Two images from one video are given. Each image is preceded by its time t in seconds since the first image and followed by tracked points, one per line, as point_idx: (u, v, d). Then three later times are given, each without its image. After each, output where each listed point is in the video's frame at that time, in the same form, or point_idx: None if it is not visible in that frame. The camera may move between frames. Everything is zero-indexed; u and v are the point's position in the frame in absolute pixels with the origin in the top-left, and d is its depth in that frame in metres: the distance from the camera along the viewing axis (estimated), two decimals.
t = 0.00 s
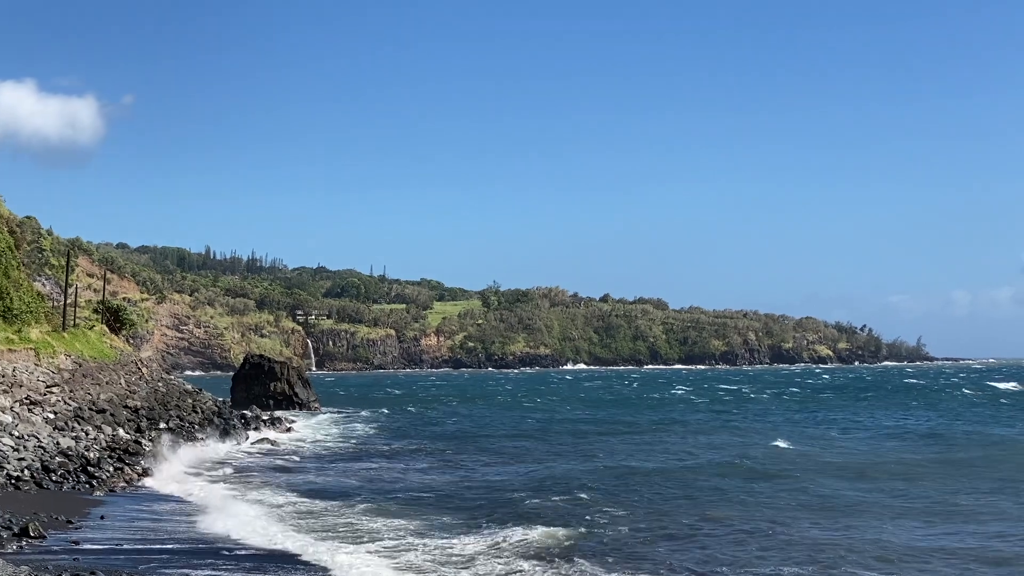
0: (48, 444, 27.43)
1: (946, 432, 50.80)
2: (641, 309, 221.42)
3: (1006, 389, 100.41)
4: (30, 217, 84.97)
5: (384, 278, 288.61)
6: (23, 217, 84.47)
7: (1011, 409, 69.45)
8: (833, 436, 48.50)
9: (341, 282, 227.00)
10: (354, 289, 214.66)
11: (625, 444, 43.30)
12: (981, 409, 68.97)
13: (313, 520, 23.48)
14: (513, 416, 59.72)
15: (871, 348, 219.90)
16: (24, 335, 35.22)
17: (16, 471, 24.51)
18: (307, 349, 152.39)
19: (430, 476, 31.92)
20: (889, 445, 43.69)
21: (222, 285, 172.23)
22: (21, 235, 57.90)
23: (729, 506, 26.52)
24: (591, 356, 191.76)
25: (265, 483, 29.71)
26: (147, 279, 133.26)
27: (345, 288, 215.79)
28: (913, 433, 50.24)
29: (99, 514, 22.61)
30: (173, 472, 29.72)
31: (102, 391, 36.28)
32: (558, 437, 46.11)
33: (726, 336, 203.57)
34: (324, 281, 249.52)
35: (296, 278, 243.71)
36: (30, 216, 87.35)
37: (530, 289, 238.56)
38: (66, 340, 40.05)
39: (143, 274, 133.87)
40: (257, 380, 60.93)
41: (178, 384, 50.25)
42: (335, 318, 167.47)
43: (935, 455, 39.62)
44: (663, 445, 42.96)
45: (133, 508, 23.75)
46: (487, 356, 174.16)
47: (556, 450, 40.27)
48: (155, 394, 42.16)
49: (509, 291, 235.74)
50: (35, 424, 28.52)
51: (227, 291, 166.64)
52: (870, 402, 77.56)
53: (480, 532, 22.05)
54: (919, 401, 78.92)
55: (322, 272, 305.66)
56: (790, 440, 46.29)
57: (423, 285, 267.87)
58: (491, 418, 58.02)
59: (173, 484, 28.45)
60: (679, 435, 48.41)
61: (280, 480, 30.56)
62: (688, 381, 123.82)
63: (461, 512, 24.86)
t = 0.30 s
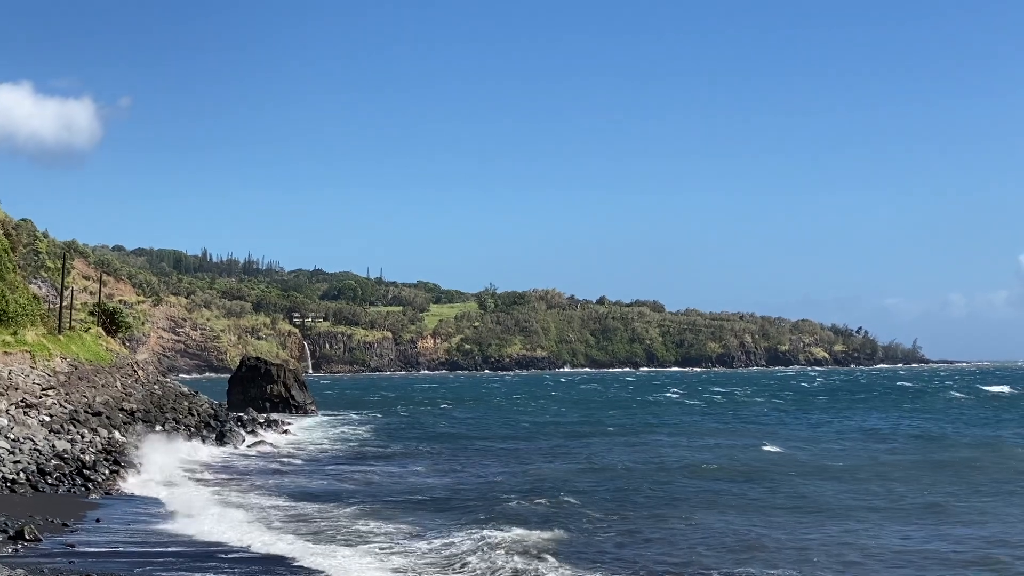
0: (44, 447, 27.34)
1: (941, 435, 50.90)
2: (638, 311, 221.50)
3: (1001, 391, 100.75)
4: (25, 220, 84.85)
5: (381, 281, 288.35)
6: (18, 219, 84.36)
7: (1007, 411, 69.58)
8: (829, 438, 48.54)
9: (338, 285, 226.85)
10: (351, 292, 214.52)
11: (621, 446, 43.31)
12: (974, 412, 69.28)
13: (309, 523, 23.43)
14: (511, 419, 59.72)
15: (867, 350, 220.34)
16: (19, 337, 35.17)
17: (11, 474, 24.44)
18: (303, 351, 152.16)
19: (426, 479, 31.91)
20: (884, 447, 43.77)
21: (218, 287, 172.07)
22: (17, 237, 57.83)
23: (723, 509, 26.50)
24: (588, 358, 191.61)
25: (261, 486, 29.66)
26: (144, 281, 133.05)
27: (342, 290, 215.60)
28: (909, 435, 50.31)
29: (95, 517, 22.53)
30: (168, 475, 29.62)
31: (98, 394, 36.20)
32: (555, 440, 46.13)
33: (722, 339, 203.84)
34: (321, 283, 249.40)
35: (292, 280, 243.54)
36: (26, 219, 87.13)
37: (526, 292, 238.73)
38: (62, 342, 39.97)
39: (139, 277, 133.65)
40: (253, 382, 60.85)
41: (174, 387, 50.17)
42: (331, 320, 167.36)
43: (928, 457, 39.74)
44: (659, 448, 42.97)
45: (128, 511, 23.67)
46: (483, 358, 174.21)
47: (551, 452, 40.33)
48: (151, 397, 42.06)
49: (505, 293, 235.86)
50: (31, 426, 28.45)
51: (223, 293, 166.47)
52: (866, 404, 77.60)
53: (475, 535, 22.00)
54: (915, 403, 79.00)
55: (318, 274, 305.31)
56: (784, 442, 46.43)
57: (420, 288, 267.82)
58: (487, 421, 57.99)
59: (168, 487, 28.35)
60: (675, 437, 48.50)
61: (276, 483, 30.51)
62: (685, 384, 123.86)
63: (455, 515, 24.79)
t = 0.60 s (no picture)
0: (42, 450, 27.35)
1: (939, 438, 50.93)
2: (635, 314, 221.62)
3: (999, 394, 100.96)
4: (23, 224, 84.89)
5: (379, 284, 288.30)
6: (17, 223, 84.39)
7: (1004, 415, 69.62)
8: (826, 441, 48.61)
9: (336, 288, 226.82)
10: (348, 295, 214.53)
11: (619, 449, 43.37)
12: (971, 416, 69.47)
13: (305, 526, 23.46)
14: (508, 422, 59.80)
15: (865, 353, 220.65)
16: (17, 341, 35.22)
17: (9, 478, 24.44)
18: (301, 354, 152.06)
19: (424, 482, 31.96)
20: (882, 450, 43.79)
21: (216, 290, 171.98)
22: (15, 242, 57.89)
23: (719, 512, 26.54)
24: (586, 361, 191.62)
25: (258, 490, 29.68)
26: (141, 284, 133.05)
27: (340, 293, 215.58)
28: (906, 439, 50.41)
29: (94, 520, 22.56)
30: (166, 479, 29.60)
31: (95, 397, 36.23)
32: (552, 443, 46.14)
33: (720, 341, 204.08)
34: (319, 286, 249.35)
35: (291, 283, 243.28)
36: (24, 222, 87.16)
37: (524, 295, 238.86)
38: (60, 346, 40.00)
39: (137, 280, 133.69)
40: (251, 386, 60.90)
41: (173, 390, 50.15)
42: (329, 324, 167.38)
43: (925, 460, 39.81)
44: (657, 451, 43.02)
45: (127, 515, 23.69)
46: (481, 361, 174.32)
47: (548, 456, 40.39)
48: (149, 400, 42.08)
49: (503, 296, 235.87)
50: (29, 430, 28.49)
51: (221, 297, 166.46)
52: (864, 408, 77.63)
53: (472, 538, 22.00)
54: (912, 406, 79.03)
55: (316, 277, 305.11)
56: (781, 445, 46.55)
57: (418, 291, 267.84)
58: (484, 424, 58.00)
59: (166, 490, 28.34)
60: (672, 441, 48.58)
61: (273, 486, 30.52)
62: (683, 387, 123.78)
63: (452, 518, 24.79)
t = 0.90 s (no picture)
0: (42, 455, 27.33)
1: (939, 442, 50.97)
2: (636, 318, 221.56)
3: (998, 398, 101.13)
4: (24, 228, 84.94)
5: (379, 288, 288.30)
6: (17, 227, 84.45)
7: (1004, 418, 69.62)
8: (827, 445, 48.63)
9: (336, 291, 226.81)
10: (349, 298, 214.51)
11: (620, 453, 43.38)
12: (970, 419, 69.56)
13: (305, 530, 23.44)
14: (508, 426, 59.82)
15: (866, 356, 220.66)
16: (17, 345, 35.20)
17: (10, 482, 24.40)
18: (301, 358, 151.98)
19: (424, 486, 31.99)
20: (882, 454, 43.80)
21: (216, 294, 171.94)
22: (16, 247, 57.94)
23: (719, 516, 26.42)
24: (586, 364, 191.57)
25: (259, 494, 29.66)
26: (142, 288, 133.02)
27: (340, 297, 215.50)
28: (906, 442, 50.46)
29: (94, 524, 22.53)
30: (166, 483, 29.56)
31: (96, 402, 36.23)
32: (553, 447, 46.15)
33: (720, 345, 204.17)
34: (319, 290, 249.36)
35: (291, 287, 243.17)
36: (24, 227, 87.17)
37: (524, 298, 238.98)
38: (60, 350, 40.00)
39: (138, 284, 133.69)
40: (251, 390, 60.86)
41: (173, 394, 50.11)
42: (329, 327, 167.28)
43: (925, 464, 39.74)
44: (658, 454, 43.01)
45: (127, 519, 23.65)
46: (482, 365, 174.39)
47: (549, 459, 40.35)
48: (149, 405, 42.05)
49: (504, 300, 235.93)
50: (29, 434, 28.48)
51: (221, 301, 166.43)
52: (865, 411, 77.60)
53: (472, 542, 22.00)
54: (913, 410, 78.98)
55: (316, 281, 305.13)
56: (781, 448, 46.56)
57: (418, 295, 267.93)
58: (485, 428, 57.98)
59: (166, 494, 28.31)
60: (671, 444, 48.55)
61: (274, 490, 30.52)
62: (684, 391, 123.63)
63: (451, 522, 24.71)
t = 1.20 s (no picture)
0: (44, 458, 27.32)
1: (941, 445, 50.94)
2: (637, 321, 221.39)
3: (998, 401, 101.20)
4: (26, 232, 85.03)
5: (381, 291, 288.33)
6: (20, 231, 84.56)
7: (1005, 422, 69.62)
8: (829, 448, 48.64)
9: (337, 295, 226.78)
10: (351, 301, 214.66)
11: (622, 456, 43.41)
12: (971, 422, 69.61)
13: (307, 534, 23.44)
14: (510, 429, 59.82)
15: (868, 359, 220.49)
16: (20, 349, 35.22)
17: (12, 485, 24.38)
18: (303, 362, 151.94)
19: (426, 489, 32.01)
20: (884, 457, 43.80)
21: (218, 298, 171.92)
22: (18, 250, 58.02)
23: (721, 519, 26.39)
24: (588, 368, 191.45)
25: (261, 497, 29.67)
26: (144, 291, 133.06)
27: (341, 301, 215.52)
28: (908, 446, 50.44)
29: (97, 528, 22.51)
30: (168, 487, 29.55)
31: (98, 405, 36.23)
32: (554, 450, 46.17)
33: (722, 348, 204.04)
34: (321, 293, 249.49)
35: (293, 291, 243.11)
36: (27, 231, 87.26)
37: (526, 301, 238.96)
38: (62, 353, 40.03)
39: (140, 288, 133.73)
40: (253, 393, 60.90)
41: (175, 397, 50.11)
42: (331, 331, 167.22)
43: (926, 467, 39.74)
44: (660, 457, 43.03)
45: (130, 523, 23.64)
46: (483, 368, 174.42)
47: (549, 462, 40.35)
48: (151, 408, 42.09)
49: (506, 302, 236.04)
50: (31, 438, 28.48)
51: (223, 304, 166.43)
52: (867, 415, 77.57)
53: (473, 546, 21.99)
54: (915, 413, 78.93)
55: (318, 284, 305.17)
56: (783, 451, 46.53)
57: (420, 298, 268.01)
58: (487, 431, 58.01)
59: (168, 497, 28.31)
60: (671, 447, 48.54)
61: (275, 494, 30.52)
62: (686, 394, 123.54)
63: (449, 526, 24.64)
